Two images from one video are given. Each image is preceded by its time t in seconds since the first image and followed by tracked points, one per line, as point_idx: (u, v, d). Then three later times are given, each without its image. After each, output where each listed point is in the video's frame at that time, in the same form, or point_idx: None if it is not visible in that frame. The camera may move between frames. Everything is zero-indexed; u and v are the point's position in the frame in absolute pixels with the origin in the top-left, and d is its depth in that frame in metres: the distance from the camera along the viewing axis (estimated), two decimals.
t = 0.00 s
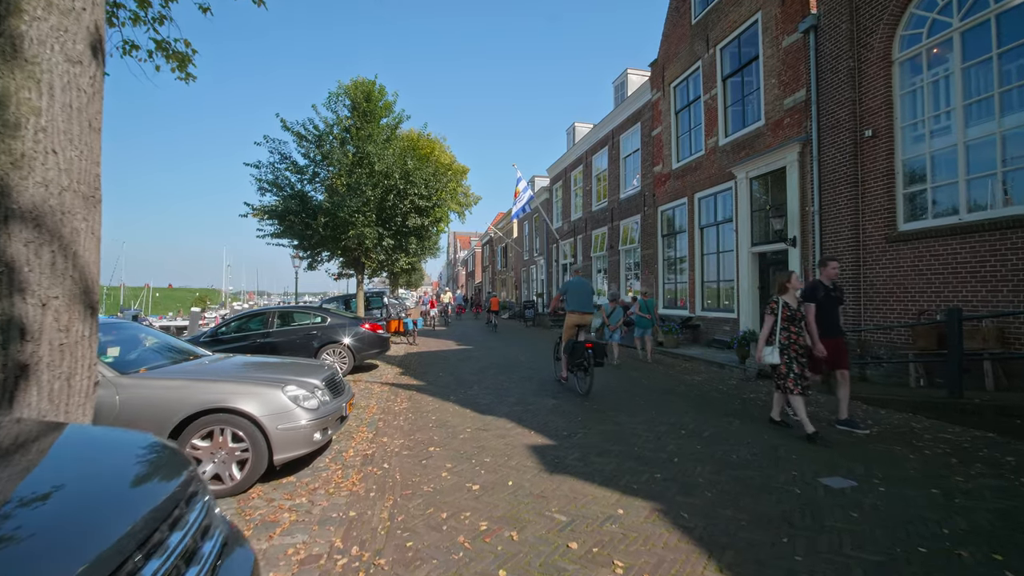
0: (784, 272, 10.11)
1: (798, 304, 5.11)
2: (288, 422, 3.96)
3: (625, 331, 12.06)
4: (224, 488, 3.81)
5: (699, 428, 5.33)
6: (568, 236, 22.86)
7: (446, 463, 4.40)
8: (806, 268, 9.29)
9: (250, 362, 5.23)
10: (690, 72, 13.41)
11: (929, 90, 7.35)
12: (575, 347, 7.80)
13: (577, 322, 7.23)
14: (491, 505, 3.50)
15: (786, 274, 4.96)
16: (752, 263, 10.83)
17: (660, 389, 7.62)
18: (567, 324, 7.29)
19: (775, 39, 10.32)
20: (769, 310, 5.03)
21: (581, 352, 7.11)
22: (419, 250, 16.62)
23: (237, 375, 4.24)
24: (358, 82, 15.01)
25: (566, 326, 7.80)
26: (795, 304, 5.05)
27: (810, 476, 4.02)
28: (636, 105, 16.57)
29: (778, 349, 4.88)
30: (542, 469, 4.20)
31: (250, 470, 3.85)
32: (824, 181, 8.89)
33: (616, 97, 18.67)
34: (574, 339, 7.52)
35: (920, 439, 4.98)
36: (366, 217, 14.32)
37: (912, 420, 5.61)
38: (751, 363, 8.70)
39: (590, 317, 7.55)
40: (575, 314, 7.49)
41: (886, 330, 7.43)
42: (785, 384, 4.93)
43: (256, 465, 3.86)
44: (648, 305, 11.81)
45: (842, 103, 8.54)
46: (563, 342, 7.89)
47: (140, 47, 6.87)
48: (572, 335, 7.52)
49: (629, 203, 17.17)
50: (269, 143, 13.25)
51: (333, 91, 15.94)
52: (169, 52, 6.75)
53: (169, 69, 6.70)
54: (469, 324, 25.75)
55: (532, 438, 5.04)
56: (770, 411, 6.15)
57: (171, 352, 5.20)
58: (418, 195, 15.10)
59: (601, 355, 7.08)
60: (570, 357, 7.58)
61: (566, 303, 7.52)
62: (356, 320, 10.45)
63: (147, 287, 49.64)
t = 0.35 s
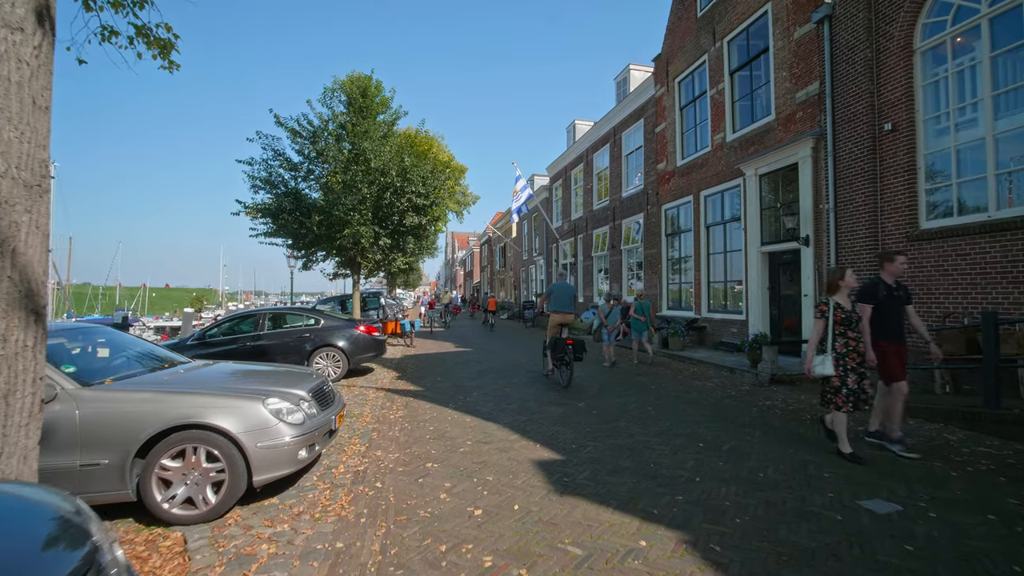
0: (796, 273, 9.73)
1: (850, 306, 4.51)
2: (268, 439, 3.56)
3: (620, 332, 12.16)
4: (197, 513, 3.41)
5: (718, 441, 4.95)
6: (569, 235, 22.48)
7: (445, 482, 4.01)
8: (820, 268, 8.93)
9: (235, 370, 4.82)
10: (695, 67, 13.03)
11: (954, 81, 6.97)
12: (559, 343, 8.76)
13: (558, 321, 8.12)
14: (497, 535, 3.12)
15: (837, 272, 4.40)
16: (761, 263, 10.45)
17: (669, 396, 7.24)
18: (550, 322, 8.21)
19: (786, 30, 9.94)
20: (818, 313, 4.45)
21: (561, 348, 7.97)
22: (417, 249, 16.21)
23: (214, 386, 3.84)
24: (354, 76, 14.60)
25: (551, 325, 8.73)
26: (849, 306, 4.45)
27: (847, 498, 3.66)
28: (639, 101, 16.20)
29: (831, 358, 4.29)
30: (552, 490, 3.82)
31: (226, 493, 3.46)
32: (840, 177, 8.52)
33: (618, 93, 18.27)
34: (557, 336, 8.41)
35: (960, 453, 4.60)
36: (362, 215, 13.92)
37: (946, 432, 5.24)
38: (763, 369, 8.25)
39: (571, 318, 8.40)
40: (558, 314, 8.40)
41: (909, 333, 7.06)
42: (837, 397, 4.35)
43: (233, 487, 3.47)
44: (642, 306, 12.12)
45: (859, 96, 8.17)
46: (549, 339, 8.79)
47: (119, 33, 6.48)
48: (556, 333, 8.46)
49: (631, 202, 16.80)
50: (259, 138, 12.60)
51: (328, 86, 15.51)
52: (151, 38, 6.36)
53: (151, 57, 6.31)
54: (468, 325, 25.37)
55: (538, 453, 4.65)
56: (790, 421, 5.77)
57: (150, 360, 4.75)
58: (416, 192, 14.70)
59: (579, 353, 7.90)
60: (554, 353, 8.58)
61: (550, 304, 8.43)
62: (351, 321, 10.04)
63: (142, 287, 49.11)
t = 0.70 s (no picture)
0: (811, 271, 9.39)
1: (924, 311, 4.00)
2: (252, 454, 3.20)
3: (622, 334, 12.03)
4: (174, 538, 3.05)
5: (744, 452, 4.59)
6: (570, 234, 22.13)
7: (449, 500, 3.65)
8: (838, 266, 8.59)
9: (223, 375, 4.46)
10: (703, 60, 12.68)
11: (983, 69, 6.61)
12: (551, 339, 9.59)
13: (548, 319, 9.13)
14: (510, 564, 2.77)
15: (909, 272, 3.93)
16: (773, 261, 10.10)
17: (683, 401, 6.89)
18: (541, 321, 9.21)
19: (799, 19, 9.59)
20: (888, 317, 3.97)
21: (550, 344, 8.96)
22: (416, 248, 15.83)
23: (197, 394, 3.49)
24: (352, 70, 14.22)
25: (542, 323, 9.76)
26: (922, 310, 3.99)
27: (895, 518, 3.31)
28: (643, 96, 15.84)
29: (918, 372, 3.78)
30: (569, 510, 3.45)
31: (206, 515, 3.10)
32: (859, 172, 8.17)
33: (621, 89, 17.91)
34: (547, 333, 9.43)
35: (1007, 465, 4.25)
36: (360, 213, 13.54)
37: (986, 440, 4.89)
38: (778, 371, 8.02)
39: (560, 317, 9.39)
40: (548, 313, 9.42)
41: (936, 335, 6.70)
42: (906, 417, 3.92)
43: (214, 508, 3.11)
44: (642, 306, 11.95)
45: (879, 86, 7.82)
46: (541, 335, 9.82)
47: (101, 17, 6.11)
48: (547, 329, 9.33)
49: (635, 199, 16.44)
50: (256, 132, 11.88)
51: (325, 81, 15.15)
52: (134, 21, 5.99)
53: (134, 41, 5.95)
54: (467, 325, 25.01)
55: (550, 465, 4.30)
56: (816, 429, 5.41)
57: (132, 364, 4.35)
58: (415, 189, 14.34)
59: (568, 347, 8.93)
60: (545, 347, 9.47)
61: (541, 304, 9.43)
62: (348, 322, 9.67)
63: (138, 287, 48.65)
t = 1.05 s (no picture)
0: (828, 271, 9.00)
1: None
2: (229, 477, 2.79)
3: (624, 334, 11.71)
4: (137, 575, 2.65)
5: (777, 467, 4.19)
6: (573, 233, 21.73)
7: (454, 525, 3.26)
8: (858, 265, 8.20)
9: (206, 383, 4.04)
10: (712, 53, 12.29)
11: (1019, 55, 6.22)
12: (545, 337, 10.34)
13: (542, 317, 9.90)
14: None
15: None
16: (787, 260, 9.71)
17: (698, 407, 6.50)
18: (536, 319, 10.01)
19: (816, 8, 9.19)
20: (1006, 318, 3.32)
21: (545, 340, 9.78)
22: (415, 247, 15.43)
23: (170, 407, 3.08)
24: (350, 64, 13.81)
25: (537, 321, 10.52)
26: None
27: (962, 548, 2.92)
28: (649, 92, 15.45)
29: None
30: (590, 539, 3.04)
31: (174, 547, 2.69)
32: (881, 166, 7.79)
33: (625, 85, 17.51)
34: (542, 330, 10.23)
35: None
36: (357, 210, 13.12)
37: None
38: (797, 376, 7.59)
39: (555, 316, 10.19)
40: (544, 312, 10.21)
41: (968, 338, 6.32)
42: None
43: (186, 539, 2.70)
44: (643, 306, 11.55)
45: (903, 76, 7.43)
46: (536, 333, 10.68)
47: None
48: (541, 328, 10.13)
49: (640, 197, 16.05)
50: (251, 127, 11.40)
51: (322, 75, 14.73)
52: (113, 1, 5.58)
53: (114, 23, 5.54)
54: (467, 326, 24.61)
55: (564, 483, 3.90)
56: (848, 440, 5.02)
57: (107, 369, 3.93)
58: (415, 186, 13.93)
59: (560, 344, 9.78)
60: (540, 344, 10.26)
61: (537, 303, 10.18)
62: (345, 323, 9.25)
63: (135, 287, 48.19)
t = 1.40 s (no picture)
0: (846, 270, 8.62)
1: None
2: (195, 506, 2.40)
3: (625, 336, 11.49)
4: None
5: (811, 485, 3.80)
6: (575, 232, 21.35)
7: (458, 556, 2.87)
8: (878, 263, 7.82)
9: (185, 391, 3.66)
10: (720, 45, 11.90)
11: None
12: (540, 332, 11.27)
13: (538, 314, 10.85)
14: None
15: None
16: (801, 258, 9.33)
17: (715, 414, 6.11)
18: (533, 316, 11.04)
19: None
20: None
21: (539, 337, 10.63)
22: (414, 245, 15.04)
23: (132, 423, 2.69)
24: (347, 57, 13.41)
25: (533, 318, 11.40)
26: None
27: None
28: (654, 86, 15.07)
29: None
30: (613, 574, 2.66)
31: None
32: (903, 159, 7.42)
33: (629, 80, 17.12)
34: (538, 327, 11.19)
35: None
36: (354, 207, 12.73)
37: None
38: (816, 380, 7.25)
39: (548, 313, 11.10)
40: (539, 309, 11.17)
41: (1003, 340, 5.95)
42: None
43: None
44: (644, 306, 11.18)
45: (927, 64, 7.06)
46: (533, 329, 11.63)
47: None
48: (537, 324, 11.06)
49: (644, 194, 15.66)
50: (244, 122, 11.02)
51: (319, 69, 14.32)
52: None
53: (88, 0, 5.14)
54: (466, 325, 24.22)
55: (578, 503, 3.52)
56: (882, 452, 4.64)
57: (68, 376, 3.53)
58: (414, 183, 13.56)
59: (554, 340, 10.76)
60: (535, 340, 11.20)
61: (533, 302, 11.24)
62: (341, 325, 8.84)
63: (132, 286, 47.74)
